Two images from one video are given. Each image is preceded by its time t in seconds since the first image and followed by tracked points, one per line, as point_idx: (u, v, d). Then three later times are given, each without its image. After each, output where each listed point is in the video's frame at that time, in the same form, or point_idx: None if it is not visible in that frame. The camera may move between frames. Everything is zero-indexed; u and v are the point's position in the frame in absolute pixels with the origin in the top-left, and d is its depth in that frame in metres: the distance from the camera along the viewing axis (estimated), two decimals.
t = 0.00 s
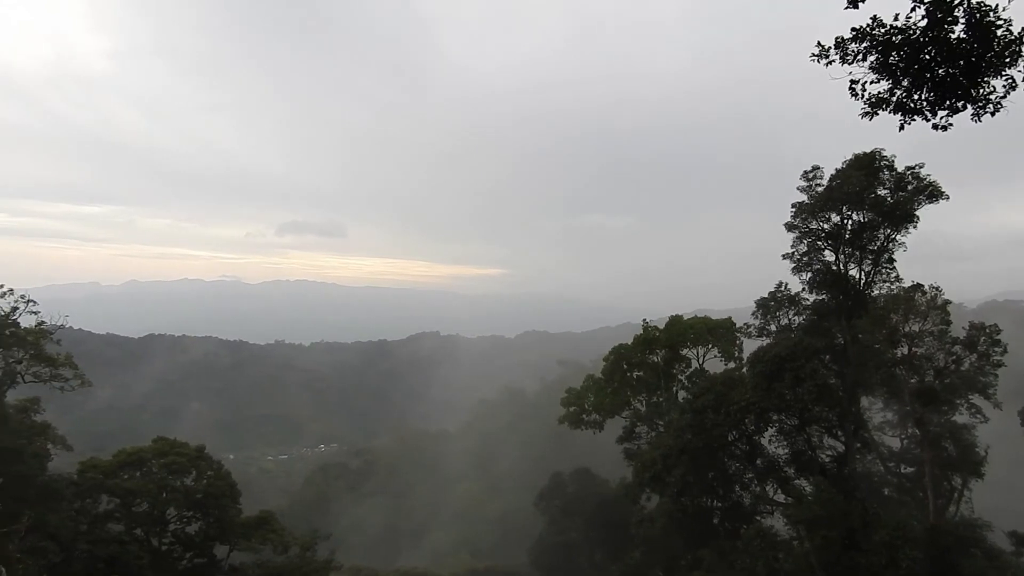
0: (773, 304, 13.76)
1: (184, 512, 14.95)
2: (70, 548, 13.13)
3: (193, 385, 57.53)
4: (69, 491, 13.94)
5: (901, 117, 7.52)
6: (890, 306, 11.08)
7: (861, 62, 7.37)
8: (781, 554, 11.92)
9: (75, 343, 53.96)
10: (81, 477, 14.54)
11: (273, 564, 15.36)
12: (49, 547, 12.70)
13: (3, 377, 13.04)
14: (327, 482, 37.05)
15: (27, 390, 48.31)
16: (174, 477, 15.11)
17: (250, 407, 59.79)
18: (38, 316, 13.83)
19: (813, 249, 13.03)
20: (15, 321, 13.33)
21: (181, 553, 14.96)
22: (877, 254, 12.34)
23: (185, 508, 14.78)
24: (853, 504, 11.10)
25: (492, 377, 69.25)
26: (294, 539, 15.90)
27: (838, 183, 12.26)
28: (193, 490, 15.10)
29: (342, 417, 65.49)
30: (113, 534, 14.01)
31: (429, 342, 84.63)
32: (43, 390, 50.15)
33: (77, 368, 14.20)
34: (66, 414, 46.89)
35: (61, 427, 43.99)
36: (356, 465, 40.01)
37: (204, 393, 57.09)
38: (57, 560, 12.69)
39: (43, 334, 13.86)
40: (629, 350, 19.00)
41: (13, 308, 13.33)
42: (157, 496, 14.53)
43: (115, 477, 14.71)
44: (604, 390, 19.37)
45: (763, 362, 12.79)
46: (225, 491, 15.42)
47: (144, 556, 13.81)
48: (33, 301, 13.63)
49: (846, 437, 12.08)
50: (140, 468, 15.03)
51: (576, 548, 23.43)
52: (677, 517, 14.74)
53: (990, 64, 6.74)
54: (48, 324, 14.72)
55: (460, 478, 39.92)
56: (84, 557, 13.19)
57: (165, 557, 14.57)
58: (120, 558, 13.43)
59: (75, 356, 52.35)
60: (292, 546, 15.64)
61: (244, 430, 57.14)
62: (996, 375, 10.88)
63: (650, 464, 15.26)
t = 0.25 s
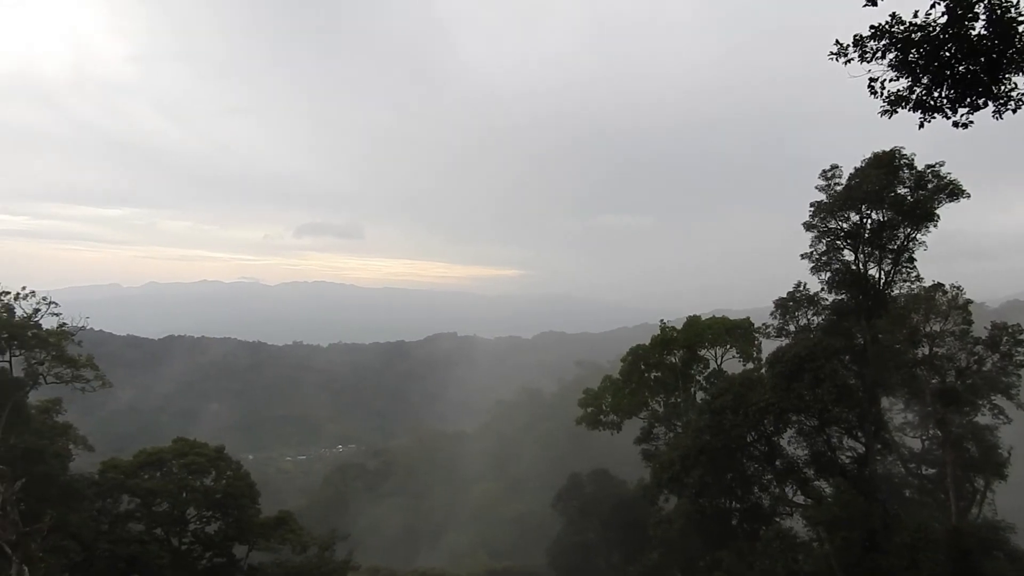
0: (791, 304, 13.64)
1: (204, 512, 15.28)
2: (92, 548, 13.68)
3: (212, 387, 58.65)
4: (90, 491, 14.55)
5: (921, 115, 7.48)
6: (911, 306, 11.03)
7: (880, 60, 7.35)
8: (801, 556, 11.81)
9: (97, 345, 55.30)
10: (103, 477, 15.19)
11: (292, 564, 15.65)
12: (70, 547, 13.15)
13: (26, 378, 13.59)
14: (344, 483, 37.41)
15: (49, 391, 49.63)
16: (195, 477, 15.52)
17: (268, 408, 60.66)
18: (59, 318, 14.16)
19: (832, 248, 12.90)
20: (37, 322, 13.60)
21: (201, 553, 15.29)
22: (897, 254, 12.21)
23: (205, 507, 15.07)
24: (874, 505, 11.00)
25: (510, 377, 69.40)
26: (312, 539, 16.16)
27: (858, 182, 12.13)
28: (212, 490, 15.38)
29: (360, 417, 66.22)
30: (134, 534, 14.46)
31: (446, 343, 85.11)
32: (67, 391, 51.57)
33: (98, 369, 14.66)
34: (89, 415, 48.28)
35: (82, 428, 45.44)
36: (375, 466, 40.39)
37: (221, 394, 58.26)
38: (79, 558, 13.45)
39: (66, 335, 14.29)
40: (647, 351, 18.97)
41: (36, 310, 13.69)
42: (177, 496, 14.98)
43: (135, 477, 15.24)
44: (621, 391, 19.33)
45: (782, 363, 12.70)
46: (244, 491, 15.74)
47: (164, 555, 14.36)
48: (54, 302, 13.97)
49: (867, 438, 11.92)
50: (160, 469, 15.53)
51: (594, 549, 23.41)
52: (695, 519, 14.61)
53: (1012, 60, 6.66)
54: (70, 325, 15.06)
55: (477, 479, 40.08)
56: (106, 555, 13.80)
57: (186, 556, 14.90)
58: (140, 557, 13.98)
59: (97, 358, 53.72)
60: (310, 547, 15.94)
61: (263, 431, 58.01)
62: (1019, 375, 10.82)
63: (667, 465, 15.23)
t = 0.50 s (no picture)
0: (808, 305, 13.60)
1: (220, 513, 15.66)
2: (110, 550, 13.84)
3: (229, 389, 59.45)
4: (110, 492, 14.87)
5: (938, 113, 7.43)
6: (930, 306, 11.04)
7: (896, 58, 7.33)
8: (819, 558, 11.73)
9: (116, 347, 56.18)
10: (122, 478, 15.58)
11: (309, 564, 15.91)
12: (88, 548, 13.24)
13: (45, 380, 13.78)
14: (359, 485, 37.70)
15: (66, 393, 51.07)
16: (211, 479, 15.95)
17: (285, 410, 61.39)
18: (78, 320, 14.47)
19: (849, 248, 12.81)
20: (56, 324, 13.97)
21: (218, 554, 15.56)
22: (915, 253, 12.10)
23: (222, 508, 15.47)
24: (893, 507, 10.92)
25: (525, 379, 69.48)
26: (328, 540, 16.38)
27: (875, 181, 12.04)
28: (229, 490, 15.81)
29: (377, 419, 66.75)
30: (152, 534, 14.81)
31: (462, 345, 85.47)
32: (87, 392, 52.72)
33: (115, 370, 14.82)
34: (107, 416, 49.25)
35: (102, 429, 46.14)
36: (391, 468, 40.68)
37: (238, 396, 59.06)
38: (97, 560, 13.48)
39: (84, 337, 14.39)
40: (662, 352, 18.93)
41: (55, 312, 14.07)
42: (195, 497, 15.33)
43: (154, 478, 15.69)
44: (637, 392, 19.31)
45: (799, 363, 12.64)
46: (260, 492, 16.19)
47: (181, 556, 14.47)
48: (73, 305, 14.30)
49: (885, 439, 11.79)
50: (178, 470, 15.96)
51: (610, 551, 23.37)
52: (712, 521, 14.54)
53: None
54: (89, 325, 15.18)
55: (492, 480, 40.17)
56: (124, 557, 14.03)
57: (203, 557, 15.19)
58: (158, 558, 14.17)
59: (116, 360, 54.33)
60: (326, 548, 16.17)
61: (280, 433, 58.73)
62: None
63: (684, 466, 15.24)
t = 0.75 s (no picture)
0: (826, 305, 13.52)
1: (238, 515, 16.03)
2: (130, 550, 14.40)
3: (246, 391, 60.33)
4: (129, 493, 15.44)
5: (958, 112, 7.40)
6: (949, 307, 10.96)
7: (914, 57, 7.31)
8: (837, 560, 11.61)
9: (134, 349, 57.48)
10: (141, 480, 16.08)
11: (326, 565, 16.19)
12: (108, 546, 13.80)
13: (65, 384, 13.97)
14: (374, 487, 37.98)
15: (84, 396, 52.46)
16: (229, 481, 16.34)
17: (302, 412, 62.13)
18: (97, 323, 14.90)
19: (867, 248, 12.71)
20: (76, 327, 14.30)
21: (235, 556, 15.90)
22: (934, 253, 11.97)
23: (239, 509, 15.85)
24: (913, 509, 10.82)
25: (541, 380, 69.52)
26: (345, 542, 16.65)
27: (893, 181, 11.94)
28: (246, 492, 16.15)
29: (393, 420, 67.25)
30: (170, 536, 15.23)
31: (478, 346, 85.74)
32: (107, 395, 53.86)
33: (134, 373, 15.10)
34: (125, 418, 50.40)
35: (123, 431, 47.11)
36: (406, 470, 40.99)
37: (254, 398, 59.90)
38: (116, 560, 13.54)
39: (103, 341, 14.84)
40: (678, 354, 18.89)
41: (75, 315, 14.42)
42: (212, 499, 15.72)
43: (172, 480, 16.12)
44: (653, 394, 19.26)
45: (817, 364, 12.58)
46: (277, 493, 16.54)
47: (199, 557, 14.85)
48: (92, 309, 14.69)
49: (904, 441, 11.74)
50: (195, 472, 16.39)
51: (627, 553, 23.34)
52: (729, 523, 14.48)
53: None
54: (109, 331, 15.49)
55: (509, 482, 40.25)
56: (143, 557, 14.54)
57: (221, 559, 15.54)
58: (175, 558, 14.66)
59: (136, 363, 55.48)
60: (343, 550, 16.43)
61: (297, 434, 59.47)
62: None
63: (701, 468, 15.20)
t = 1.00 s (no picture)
0: (843, 306, 13.44)
1: (255, 516, 16.36)
2: (148, 551, 14.64)
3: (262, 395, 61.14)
4: (147, 495, 15.66)
5: (976, 110, 7.37)
6: (969, 307, 10.82)
7: (931, 54, 7.30)
8: (856, 562, 11.52)
9: (153, 352, 58.35)
10: (159, 482, 16.36)
11: (343, 567, 16.46)
12: (127, 548, 13.94)
13: (84, 385, 14.53)
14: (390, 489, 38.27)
15: (103, 398, 53.17)
16: (245, 482, 16.63)
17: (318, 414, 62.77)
18: (115, 326, 15.38)
19: (884, 248, 12.62)
20: (94, 329, 14.80)
21: (252, 557, 16.18)
22: (953, 253, 11.85)
23: (256, 511, 16.17)
24: (932, 511, 10.69)
25: (557, 382, 69.55)
26: (361, 545, 16.91)
27: (910, 180, 11.85)
28: (263, 495, 16.47)
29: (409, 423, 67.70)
30: (188, 537, 15.50)
31: (493, 348, 85.98)
32: (124, 399, 54.83)
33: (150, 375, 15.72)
34: (144, 421, 51.20)
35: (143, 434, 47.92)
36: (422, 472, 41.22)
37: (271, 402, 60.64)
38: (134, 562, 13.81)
39: (121, 343, 15.38)
40: (694, 355, 18.85)
41: (93, 318, 14.90)
42: (229, 501, 16.06)
43: (189, 482, 16.41)
44: (669, 395, 19.22)
45: (834, 365, 12.50)
46: (294, 495, 16.86)
47: (216, 558, 15.21)
48: (110, 312, 15.16)
49: (924, 442, 11.63)
50: (213, 474, 16.67)
51: (643, 555, 23.27)
52: (746, 526, 14.40)
53: None
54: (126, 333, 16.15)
55: (524, 484, 40.32)
56: (161, 559, 14.75)
57: (239, 560, 15.81)
58: (193, 560, 14.85)
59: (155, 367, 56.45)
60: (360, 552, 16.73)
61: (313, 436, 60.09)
62: None
63: (718, 470, 15.15)
